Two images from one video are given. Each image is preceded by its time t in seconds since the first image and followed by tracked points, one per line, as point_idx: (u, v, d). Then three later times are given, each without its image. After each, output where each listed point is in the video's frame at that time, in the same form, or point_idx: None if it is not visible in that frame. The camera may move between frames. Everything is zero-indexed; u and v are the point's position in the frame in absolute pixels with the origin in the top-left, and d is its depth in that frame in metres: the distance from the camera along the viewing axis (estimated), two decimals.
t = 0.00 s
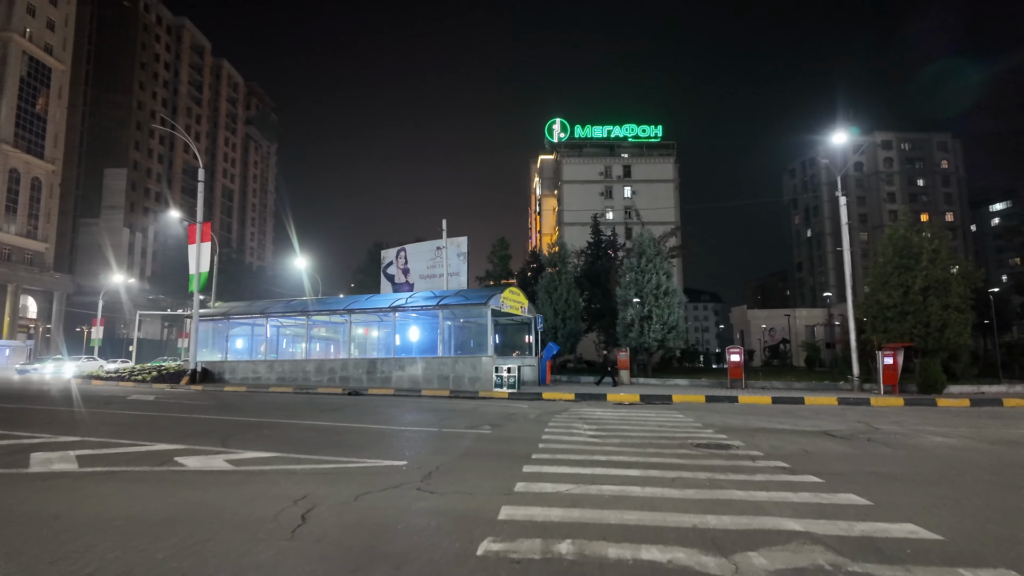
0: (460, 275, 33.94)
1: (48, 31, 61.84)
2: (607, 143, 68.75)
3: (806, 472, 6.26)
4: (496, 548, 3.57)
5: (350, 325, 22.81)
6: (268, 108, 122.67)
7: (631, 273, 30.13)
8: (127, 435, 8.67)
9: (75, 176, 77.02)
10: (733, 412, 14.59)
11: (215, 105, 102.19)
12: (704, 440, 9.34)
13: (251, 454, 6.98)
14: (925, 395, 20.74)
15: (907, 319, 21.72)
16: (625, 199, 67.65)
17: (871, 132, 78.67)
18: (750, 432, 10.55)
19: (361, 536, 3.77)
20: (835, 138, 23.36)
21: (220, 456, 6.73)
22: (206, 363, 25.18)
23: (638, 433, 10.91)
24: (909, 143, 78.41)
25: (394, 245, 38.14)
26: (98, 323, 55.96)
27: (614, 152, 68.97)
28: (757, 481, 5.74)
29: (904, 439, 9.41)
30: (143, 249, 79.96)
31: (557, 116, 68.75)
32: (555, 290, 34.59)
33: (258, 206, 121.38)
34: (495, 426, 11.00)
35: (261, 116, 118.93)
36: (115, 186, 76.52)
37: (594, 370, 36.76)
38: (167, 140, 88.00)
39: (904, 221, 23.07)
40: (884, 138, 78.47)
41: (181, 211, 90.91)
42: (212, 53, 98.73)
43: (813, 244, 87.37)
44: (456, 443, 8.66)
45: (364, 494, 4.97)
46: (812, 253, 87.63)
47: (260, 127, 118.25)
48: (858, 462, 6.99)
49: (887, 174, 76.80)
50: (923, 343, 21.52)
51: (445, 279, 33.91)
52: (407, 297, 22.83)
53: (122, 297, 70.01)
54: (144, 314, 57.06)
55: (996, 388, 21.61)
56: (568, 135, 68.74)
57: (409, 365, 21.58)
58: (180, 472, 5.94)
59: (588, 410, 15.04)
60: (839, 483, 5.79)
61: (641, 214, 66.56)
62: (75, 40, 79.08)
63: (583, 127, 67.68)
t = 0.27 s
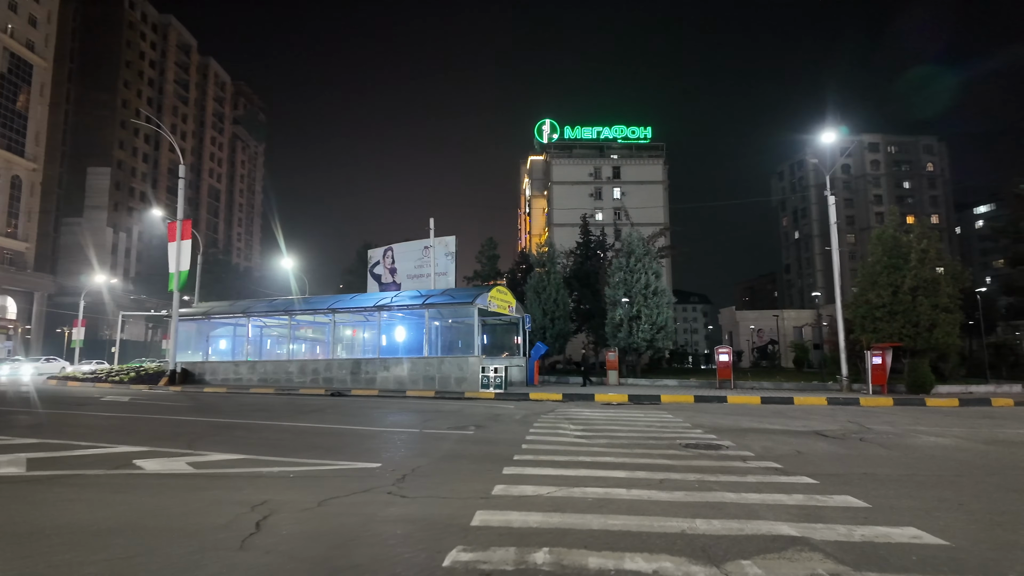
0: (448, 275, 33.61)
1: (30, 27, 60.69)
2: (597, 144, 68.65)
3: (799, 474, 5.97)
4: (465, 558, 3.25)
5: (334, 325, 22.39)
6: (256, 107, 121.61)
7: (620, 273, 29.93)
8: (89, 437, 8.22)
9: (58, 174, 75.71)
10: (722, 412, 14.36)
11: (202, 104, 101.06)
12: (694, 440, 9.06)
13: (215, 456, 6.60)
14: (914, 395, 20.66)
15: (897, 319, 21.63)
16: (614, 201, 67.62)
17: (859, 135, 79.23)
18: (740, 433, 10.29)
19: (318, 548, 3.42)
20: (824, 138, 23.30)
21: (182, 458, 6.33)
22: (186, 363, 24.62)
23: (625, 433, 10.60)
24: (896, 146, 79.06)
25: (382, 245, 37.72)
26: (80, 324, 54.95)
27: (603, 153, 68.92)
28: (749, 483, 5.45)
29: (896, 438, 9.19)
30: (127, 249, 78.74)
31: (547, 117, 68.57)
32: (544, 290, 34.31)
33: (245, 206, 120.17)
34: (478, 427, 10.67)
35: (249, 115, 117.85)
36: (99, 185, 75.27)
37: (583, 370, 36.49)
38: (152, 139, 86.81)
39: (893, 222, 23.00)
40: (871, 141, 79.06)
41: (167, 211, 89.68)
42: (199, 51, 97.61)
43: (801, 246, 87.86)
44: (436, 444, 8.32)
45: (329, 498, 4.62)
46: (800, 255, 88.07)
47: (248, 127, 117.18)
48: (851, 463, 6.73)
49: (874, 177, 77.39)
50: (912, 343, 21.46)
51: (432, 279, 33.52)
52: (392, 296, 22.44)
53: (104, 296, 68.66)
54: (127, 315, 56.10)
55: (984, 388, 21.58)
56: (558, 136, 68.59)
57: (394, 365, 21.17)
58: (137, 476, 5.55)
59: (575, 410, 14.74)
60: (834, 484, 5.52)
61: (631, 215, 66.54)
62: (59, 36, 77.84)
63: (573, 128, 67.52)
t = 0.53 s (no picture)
0: (436, 274, 33.24)
1: (9, 20, 59.33)
2: (586, 143, 68.43)
3: (801, 482, 5.64)
4: None
5: (318, 325, 21.91)
6: (243, 104, 120.21)
7: (610, 272, 29.61)
8: (47, 445, 7.73)
9: (38, 170, 74.22)
10: (714, 414, 14.09)
11: (188, 101, 99.73)
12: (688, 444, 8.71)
13: (179, 465, 6.17)
14: (904, 396, 20.54)
15: (887, 319, 21.51)
16: (604, 200, 67.43)
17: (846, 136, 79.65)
18: (734, 435, 9.97)
19: None
20: (815, 136, 23.15)
21: (140, 469, 5.87)
22: (166, 363, 23.99)
23: (616, 435, 10.25)
24: (882, 148, 79.60)
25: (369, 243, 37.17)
26: (59, 323, 53.77)
27: (593, 152, 68.72)
28: (751, 495, 5.08)
29: (895, 442, 8.89)
30: (110, 247, 77.35)
31: (536, 116, 68.26)
32: (533, 289, 33.94)
33: (231, 203, 118.74)
34: (464, 430, 10.27)
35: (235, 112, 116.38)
36: (81, 182, 73.85)
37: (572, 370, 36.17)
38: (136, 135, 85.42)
39: (883, 221, 22.87)
40: (858, 142, 79.52)
41: (150, 208, 88.23)
42: (185, 46, 96.19)
43: (789, 247, 88.23)
44: (418, 450, 7.91)
45: (292, 516, 4.18)
46: (787, 256, 88.48)
47: (234, 124, 115.79)
48: (854, 469, 6.41)
49: (861, 178, 77.86)
50: (902, 344, 21.33)
51: (420, 277, 33.04)
52: (379, 295, 22.03)
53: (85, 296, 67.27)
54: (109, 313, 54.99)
55: (974, 389, 21.48)
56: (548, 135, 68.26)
57: (380, 366, 20.68)
58: (84, 490, 5.09)
59: (565, 412, 14.37)
60: (841, 493, 5.18)
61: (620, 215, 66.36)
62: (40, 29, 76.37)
63: (562, 128, 67.25)
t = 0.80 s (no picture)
0: (432, 272, 32.85)
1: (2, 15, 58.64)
2: (584, 142, 68.08)
3: (816, 487, 5.28)
4: None
5: (312, 323, 21.51)
6: (239, 103, 119.58)
7: (608, 270, 29.26)
8: (18, 447, 7.34)
9: (31, 168, 73.59)
10: (715, 414, 13.73)
11: (183, 98, 99.05)
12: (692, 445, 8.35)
13: (153, 469, 5.81)
14: (906, 396, 20.24)
15: (889, 319, 21.20)
16: (602, 199, 67.12)
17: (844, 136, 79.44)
18: (739, 436, 9.61)
19: None
20: (816, 133, 22.83)
21: (110, 473, 5.50)
22: (156, 362, 23.55)
23: (616, 436, 9.88)
24: (880, 148, 79.44)
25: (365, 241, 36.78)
26: (52, 322, 53.15)
27: (591, 151, 68.40)
28: (763, 501, 4.73)
29: (908, 443, 8.54)
30: (104, 245, 76.72)
31: (534, 115, 67.93)
32: (531, 288, 33.57)
33: (227, 202, 118.11)
34: (458, 431, 9.90)
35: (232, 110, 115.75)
36: (75, 179, 73.20)
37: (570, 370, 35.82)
38: (131, 133, 84.80)
39: (886, 219, 22.55)
40: (856, 142, 79.33)
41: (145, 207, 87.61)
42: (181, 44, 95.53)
43: (786, 247, 88.02)
44: (409, 452, 7.54)
45: (266, 528, 3.82)
46: (785, 256, 88.30)
47: (230, 123, 115.14)
48: (871, 474, 6.04)
49: (859, 178, 77.66)
50: (905, 343, 21.04)
51: (416, 276, 32.65)
52: (374, 292, 21.71)
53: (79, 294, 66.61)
54: (103, 312, 54.47)
55: (977, 389, 21.17)
56: (546, 134, 67.91)
57: (374, 365, 20.28)
58: (46, 496, 4.73)
59: (562, 412, 13.99)
60: (859, 500, 4.83)
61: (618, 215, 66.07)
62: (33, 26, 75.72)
63: (560, 127, 66.91)
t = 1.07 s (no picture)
0: (425, 274, 32.48)
1: None
2: (578, 145, 67.94)
3: (824, 502, 4.98)
4: None
5: (301, 326, 21.12)
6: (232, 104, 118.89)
7: (603, 273, 28.99)
8: None
9: (21, 169, 72.83)
10: (712, 419, 13.43)
11: (176, 100, 98.36)
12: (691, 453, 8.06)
13: (118, 484, 5.45)
14: (902, 400, 20.07)
15: (886, 322, 21.02)
16: (596, 202, 66.97)
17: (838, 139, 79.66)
18: (739, 444, 9.30)
19: None
20: (811, 134, 22.66)
21: (69, 489, 5.14)
22: (141, 366, 23.07)
23: (611, 442, 9.55)
24: (873, 151, 79.70)
25: (357, 242, 36.36)
26: (40, 324, 52.36)
27: (585, 154, 68.26)
28: (767, 520, 4.41)
29: (912, 452, 8.26)
30: (95, 247, 75.98)
31: (528, 117, 67.71)
32: (524, 290, 33.23)
33: (220, 203, 117.35)
34: (448, 438, 9.55)
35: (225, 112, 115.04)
36: (65, 181, 72.46)
37: (564, 373, 35.54)
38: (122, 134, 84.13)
39: (882, 221, 22.39)
40: (850, 145, 79.56)
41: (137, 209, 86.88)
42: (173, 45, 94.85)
43: (780, 249, 88.14)
44: (393, 462, 7.18)
45: (225, 556, 3.48)
46: (778, 258, 88.45)
47: (223, 124, 114.40)
48: (879, 488, 5.74)
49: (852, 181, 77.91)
50: (902, 346, 20.84)
51: (408, 278, 32.27)
52: (365, 294, 21.37)
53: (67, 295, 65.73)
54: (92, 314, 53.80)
55: (974, 393, 21.02)
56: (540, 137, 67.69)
57: (364, 369, 19.84)
58: None
59: (556, 418, 13.65)
60: (869, 517, 4.53)
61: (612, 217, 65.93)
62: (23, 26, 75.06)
63: (554, 129, 66.70)
